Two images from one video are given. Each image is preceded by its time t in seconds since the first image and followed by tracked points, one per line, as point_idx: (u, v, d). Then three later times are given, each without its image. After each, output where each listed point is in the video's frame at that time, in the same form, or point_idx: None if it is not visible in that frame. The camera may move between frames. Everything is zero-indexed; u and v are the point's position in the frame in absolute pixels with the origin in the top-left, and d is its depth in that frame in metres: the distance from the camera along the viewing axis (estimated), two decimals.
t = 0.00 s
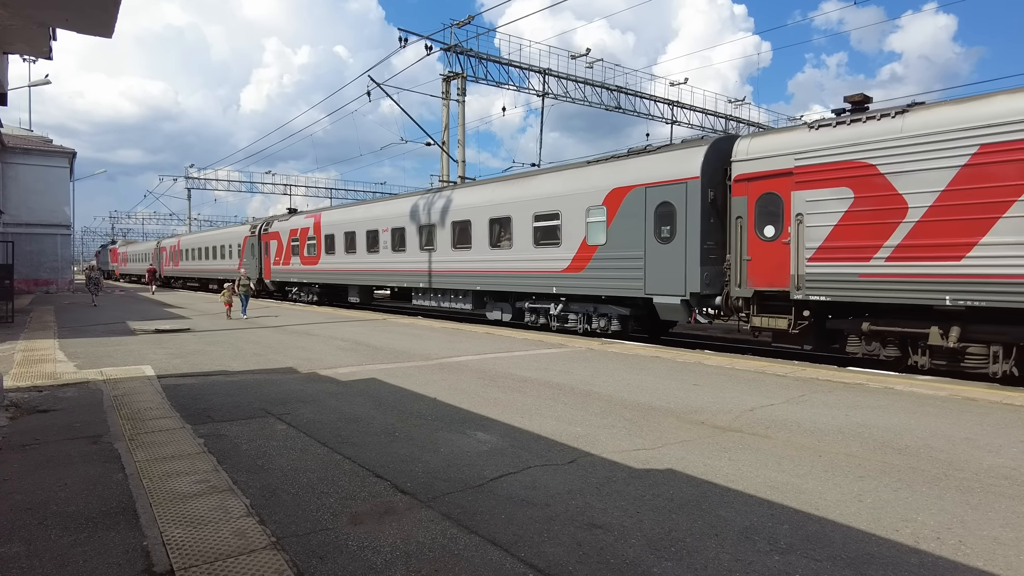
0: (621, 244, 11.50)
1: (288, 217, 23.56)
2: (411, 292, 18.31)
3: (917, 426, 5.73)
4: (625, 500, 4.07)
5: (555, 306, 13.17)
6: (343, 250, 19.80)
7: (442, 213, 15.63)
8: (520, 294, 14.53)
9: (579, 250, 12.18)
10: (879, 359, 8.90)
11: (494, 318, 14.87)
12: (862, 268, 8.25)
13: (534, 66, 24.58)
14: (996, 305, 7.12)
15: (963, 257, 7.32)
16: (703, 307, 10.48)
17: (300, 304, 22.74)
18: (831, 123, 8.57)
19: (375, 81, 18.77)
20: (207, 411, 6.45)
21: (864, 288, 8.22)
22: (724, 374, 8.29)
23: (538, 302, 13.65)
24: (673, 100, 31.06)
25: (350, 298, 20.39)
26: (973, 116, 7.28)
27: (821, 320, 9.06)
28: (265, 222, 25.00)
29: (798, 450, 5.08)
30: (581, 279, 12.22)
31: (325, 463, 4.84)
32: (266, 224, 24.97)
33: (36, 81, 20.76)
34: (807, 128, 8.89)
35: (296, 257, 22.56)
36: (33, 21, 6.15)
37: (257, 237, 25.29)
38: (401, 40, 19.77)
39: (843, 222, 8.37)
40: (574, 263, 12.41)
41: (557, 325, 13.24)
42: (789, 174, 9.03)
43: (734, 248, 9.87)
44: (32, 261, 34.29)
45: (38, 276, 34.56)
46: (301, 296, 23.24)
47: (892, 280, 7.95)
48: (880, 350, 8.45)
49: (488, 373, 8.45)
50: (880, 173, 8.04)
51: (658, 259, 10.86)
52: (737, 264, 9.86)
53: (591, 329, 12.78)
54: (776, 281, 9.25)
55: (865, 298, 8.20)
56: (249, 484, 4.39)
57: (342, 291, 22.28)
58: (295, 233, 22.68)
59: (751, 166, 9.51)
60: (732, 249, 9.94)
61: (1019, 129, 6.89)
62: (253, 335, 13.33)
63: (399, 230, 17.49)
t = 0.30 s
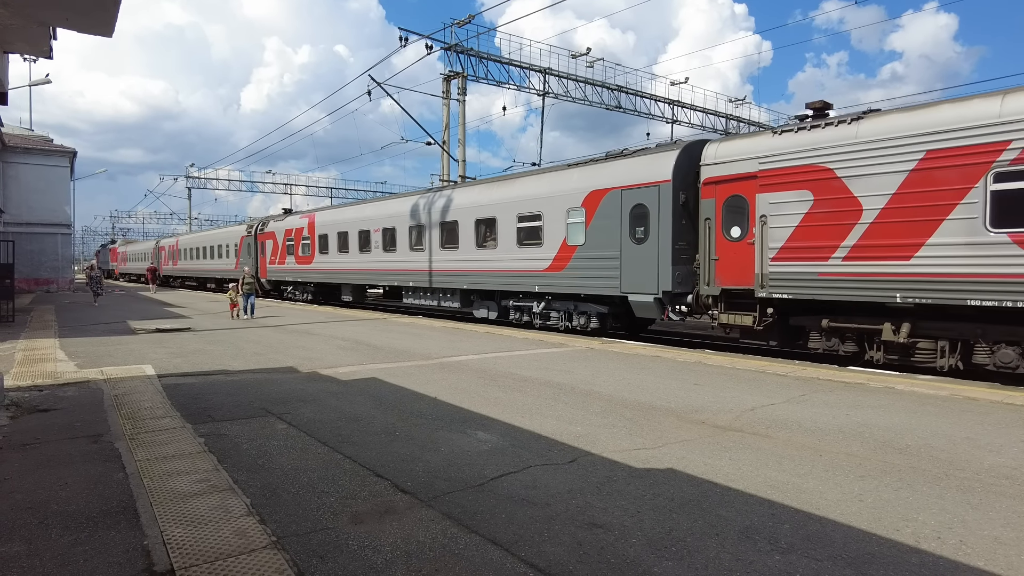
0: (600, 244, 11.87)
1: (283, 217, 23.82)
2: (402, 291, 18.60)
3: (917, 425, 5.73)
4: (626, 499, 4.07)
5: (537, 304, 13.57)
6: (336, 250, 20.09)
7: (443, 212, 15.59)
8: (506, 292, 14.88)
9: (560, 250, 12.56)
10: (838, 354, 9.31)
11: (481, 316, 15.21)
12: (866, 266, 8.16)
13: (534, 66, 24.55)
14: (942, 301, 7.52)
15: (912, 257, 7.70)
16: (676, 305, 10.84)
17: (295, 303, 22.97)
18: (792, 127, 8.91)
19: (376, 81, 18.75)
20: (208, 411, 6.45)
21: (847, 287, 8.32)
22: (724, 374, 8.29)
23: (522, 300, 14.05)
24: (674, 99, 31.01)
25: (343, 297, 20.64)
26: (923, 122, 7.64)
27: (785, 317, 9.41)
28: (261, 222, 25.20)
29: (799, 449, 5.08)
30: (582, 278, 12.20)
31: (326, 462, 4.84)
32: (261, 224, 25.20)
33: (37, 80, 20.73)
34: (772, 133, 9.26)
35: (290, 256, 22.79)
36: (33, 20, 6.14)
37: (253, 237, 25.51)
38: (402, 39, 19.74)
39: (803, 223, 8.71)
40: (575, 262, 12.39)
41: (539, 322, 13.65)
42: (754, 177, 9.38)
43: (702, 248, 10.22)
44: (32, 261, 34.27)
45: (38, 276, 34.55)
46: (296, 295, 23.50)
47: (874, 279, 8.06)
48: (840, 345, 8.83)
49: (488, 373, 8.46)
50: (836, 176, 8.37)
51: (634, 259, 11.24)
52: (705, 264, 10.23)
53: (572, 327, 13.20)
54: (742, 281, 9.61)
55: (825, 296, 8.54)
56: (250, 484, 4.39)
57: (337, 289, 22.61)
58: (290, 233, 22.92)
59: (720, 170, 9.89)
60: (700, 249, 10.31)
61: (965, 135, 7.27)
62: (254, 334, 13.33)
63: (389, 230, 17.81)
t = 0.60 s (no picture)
0: (580, 244, 12.28)
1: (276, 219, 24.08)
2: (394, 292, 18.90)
3: (918, 425, 5.73)
4: (626, 499, 4.07)
5: (521, 303, 13.99)
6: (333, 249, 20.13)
7: (444, 212, 15.54)
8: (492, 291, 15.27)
9: (541, 251, 12.97)
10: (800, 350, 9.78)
11: (468, 314, 15.58)
12: (897, 263, 7.88)
13: (535, 65, 24.52)
14: (895, 300, 7.95)
15: (866, 256, 8.16)
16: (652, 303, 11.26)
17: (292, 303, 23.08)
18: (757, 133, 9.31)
19: (376, 80, 18.75)
20: (208, 410, 6.44)
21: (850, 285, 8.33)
22: (724, 373, 8.30)
23: (507, 299, 14.47)
24: (674, 99, 30.96)
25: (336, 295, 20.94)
26: (876, 129, 8.07)
27: (751, 314, 9.87)
28: (258, 222, 25.38)
29: (800, 449, 5.08)
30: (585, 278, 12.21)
31: (327, 461, 4.84)
32: (258, 224, 25.40)
33: (37, 80, 20.67)
34: (738, 138, 9.68)
35: (286, 255, 23.03)
36: (34, 19, 6.12)
37: (250, 238, 25.71)
38: (403, 38, 19.71)
39: (767, 224, 9.15)
40: (577, 262, 12.38)
41: (523, 320, 14.07)
42: (721, 180, 9.83)
43: (674, 248, 10.68)
44: (32, 260, 34.26)
45: (39, 275, 34.55)
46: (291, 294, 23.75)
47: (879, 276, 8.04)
48: (802, 341, 9.29)
49: (489, 372, 8.46)
50: (798, 179, 8.82)
51: (611, 258, 11.67)
52: (678, 263, 10.69)
53: (554, 324, 13.61)
54: (711, 279, 10.06)
55: (789, 294, 8.96)
56: (250, 483, 4.39)
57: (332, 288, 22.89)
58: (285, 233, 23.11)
59: (690, 173, 10.31)
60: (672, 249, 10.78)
61: (914, 142, 7.72)
62: (254, 334, 13.33)
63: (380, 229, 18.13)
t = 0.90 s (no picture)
0: (562, 245, 12.73)
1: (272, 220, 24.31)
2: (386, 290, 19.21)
3: (918, 424, 5.72)
4: (626, 498, 4.07)
5: (506, 301, 14.43)
6: (334, 249, 20.13)
7: (445, 211, 15.52)
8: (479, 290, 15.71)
9: (525, 251, 13.45)
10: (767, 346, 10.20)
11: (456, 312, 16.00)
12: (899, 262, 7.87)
13: (535, 64, 24.52)
14: (851, 297, 8.36)
15: (825, 256, 8.58)
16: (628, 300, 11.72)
17: (293, 302, 23.11)
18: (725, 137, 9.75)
19: (376, 79, 18.75)
20: (209, 410, 6.44)
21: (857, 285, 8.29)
22: (724, 373, 8.31)
23: (494, 297, 14.90)
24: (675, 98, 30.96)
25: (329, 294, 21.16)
26: (854, 132, 8.30)
27: (721, 312, 10.33)
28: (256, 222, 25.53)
29: (800, 448, 5.08)
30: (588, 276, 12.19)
31: (327, 461, 4.84)
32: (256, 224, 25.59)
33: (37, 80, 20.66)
34: (709, 142, 10.09)
35: (282, 255, 23.21)
36: (35, 19, 6.12)
37: (246, 238, 25.85)
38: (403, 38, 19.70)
39: (735, 226, 9.58)
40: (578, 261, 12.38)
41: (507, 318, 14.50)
42: (692, 183, 10.27)
43: (648, 248, 11.10)
44: (33, 259, 34.29)
45: (40, 274, 34.58)
46: (286, 293, 23.99)
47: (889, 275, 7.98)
48: (768, 337, 9.67)
49: (489, 372, 8.46)
50: (762, 182, 9.24)
51: (590, 258, 12.14)
52: (652, 262, 11.11)
53: (538, 322, 14.07)
54: (683, 278, 10.51)
55: (756, 292, 9.35)
56: (250, 482, 4.40)
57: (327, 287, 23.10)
58: (281, 233, 23.29)
59: (664, 176, 10.74)
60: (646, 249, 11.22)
61: (898, 143, 7.88)
62: (255, 333, 13.34)
63: (373, 230, 18.51)
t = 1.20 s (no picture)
0: (545, 245, 13.06)
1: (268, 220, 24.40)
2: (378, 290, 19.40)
3: (919, 424, 5.72)
4: (627, 497, 4.07)
5: (492, 300, 14.73)
6: (334, 248, 20.13)
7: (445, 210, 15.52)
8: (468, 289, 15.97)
9: (509, 251, 13.73)
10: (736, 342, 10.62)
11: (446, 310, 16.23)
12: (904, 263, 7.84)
13: (536, 64, 24.53)
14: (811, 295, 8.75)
15: (788, 257, 8.94)
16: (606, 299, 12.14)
17: (293, 302, 23.16)
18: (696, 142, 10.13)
19: (376, 78, 18.77)
20: (210, 409, 6.45)
21: (874, 285, 8.12)
22: (725, 372, 8.32)
23: (482, 295, 15.19)
24: (676, 98, 30.95)
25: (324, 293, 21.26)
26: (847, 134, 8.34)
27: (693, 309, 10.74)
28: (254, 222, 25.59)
29: (801, 448, 5.08)
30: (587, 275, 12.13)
31: (328, 460, 4.85)
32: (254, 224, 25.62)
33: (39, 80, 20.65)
34: (682, 147, 10.46)
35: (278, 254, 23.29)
36: (35, 19, 6.12)
37: (244, 237, 25.88)
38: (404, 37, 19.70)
39: (705, 227, 9.94)
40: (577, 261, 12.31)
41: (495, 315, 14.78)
42: (664, 186, 10.66)
43: (625, 248, 11.49)
44: (35, 259, 34.37)
45: (42, 274, 34.68)
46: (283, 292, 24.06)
47: (905, 277, 7.82)
48: (736, 334, 10.10)
49: (490, 371, 8.46)
50: (730, 185, 9.60)
51: (571, 258, 12.47)
52: (628, 262, 11.50)
53: (523, 320, 14.36)
54: (657, 277, 10.92)
55: (724, 291, 9.74)
56: (251, 481, 4.40)
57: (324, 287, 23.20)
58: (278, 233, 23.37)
59: (639, 179, 11.13)
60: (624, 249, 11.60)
61: (893, 144, 7.88)
62: (257, 333, 13.34)
63: (367, 230, 18.70)
